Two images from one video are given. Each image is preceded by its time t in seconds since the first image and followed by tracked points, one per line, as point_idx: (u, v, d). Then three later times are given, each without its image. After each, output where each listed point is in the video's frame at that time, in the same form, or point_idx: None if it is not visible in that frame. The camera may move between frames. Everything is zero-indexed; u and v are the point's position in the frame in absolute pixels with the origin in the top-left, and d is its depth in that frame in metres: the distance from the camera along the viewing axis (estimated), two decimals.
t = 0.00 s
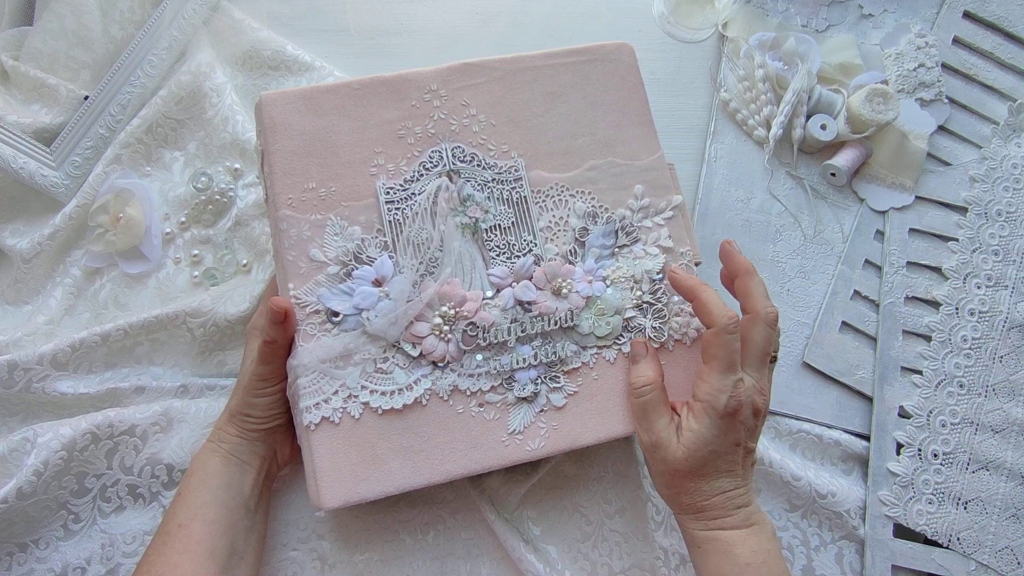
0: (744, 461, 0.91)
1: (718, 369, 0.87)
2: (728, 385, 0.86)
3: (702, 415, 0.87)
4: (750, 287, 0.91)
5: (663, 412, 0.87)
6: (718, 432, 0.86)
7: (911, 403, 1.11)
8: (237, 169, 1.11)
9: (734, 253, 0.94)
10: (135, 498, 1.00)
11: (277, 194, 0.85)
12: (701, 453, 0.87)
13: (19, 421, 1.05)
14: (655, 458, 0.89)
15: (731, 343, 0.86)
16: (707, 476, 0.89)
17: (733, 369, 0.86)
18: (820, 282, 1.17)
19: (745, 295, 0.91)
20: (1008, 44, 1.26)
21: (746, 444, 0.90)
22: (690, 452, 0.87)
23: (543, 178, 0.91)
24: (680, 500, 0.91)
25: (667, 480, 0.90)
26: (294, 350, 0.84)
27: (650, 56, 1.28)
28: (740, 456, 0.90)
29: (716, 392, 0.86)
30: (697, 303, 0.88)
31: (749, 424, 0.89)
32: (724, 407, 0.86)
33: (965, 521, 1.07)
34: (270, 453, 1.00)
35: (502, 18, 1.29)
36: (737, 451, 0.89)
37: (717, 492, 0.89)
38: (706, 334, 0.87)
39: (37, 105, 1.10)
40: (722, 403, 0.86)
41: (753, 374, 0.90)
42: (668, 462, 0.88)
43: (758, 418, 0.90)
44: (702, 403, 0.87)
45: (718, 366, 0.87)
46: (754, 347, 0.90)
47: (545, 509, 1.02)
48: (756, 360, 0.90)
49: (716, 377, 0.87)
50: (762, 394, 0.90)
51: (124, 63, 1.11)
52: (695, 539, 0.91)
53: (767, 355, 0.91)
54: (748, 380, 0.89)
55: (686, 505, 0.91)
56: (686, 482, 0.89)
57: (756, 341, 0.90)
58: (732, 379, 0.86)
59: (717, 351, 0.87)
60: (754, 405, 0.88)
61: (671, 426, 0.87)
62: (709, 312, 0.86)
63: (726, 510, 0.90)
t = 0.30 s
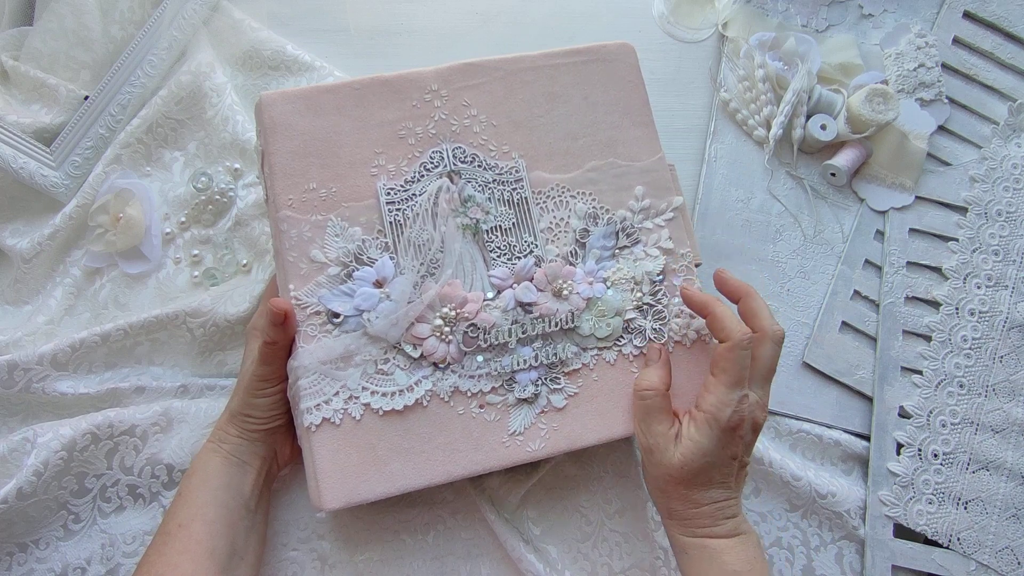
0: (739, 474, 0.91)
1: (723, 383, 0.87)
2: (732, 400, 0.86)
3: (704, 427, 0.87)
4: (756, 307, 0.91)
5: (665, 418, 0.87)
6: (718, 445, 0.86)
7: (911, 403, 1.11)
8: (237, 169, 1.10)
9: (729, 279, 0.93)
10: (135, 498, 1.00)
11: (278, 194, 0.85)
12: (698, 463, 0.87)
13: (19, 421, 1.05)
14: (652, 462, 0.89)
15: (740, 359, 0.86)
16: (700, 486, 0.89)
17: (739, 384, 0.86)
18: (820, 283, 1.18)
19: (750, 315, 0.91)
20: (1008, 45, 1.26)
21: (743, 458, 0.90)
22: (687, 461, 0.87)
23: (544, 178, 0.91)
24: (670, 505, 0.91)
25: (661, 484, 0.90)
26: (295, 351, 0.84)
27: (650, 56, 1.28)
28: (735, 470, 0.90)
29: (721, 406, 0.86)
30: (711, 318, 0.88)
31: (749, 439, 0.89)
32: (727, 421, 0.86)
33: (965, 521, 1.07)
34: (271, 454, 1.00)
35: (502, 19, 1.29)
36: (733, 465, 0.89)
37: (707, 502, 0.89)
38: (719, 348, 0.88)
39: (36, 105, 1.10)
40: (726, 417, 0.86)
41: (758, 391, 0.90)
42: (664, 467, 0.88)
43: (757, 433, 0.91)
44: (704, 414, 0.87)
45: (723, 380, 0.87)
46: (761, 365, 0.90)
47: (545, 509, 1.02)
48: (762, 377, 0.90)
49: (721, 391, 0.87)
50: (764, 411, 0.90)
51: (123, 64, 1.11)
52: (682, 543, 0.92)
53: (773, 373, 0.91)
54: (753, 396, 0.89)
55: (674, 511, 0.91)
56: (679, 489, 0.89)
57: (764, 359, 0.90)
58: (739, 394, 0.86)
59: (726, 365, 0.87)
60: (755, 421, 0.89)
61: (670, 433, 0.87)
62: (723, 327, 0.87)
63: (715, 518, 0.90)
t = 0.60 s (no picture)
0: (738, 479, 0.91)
1: (723, 386, 0.87)
2: (733, 404, 0.86)
3: (704, 430, 0.87)
4: (757, 313, 0.91)
5: (663, 419, 0.87)
6: (717, 448, 0.86)
7: (911, 403, 1.11)
8: (237, 169, 1.10)
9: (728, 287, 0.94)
10: (135, 499, 1.00)
11: (278, 194, 0.85)
12: (696, 466, 0.87)
13: (19, 422, 1.05)
14: (650, 463, 0.89)
15: (739, 363, 0.87)
16: (698, 489, 0.89)
17: (739, 388, 0.87)
18: (820, 283, 1.18)
19: (751, 320, 0.91)
20: (1008, 45, 1.26)
21: (742, 463, 0.90)
22: (686, 463, 0.87)
23: (544, 178, 0.91)
24: (666, 508, 0.91)
25: (660, 485, 0.90)
26: (295, 352, 0.84)
27: (650, 56, 1.28)
28: (734, 474, 0.90)
29: (722, 410, 0.86)
30: (711, 324, 0.89)
31: (748, 444, 0.89)
32: (728, 425, 0.86)
33: (965, 521, 1.07)
34: (272, 455, 1.00)
35: (502, 19, 1.29)
36: (732, 469, 0.89)
37: (705, 505, 0.89)
38: (721, 352, 0.88)
39: (36, 105, 1.10)
40: (727, 421, 0.86)
41: (759, 396, 0.91)
42: (662, 467, 0.88)
43: (757, 437, 0.91)
44: (704, 417, 0.87)
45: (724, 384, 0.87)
46: (762, 370, 0.90)
47: (545, 509, 1.02)
48: (762, 382, 0.91)
49: (722, 395, 0.87)
50: (763, 416, 0.90)
51: (123, 64, 1.11)
52: (679, 546, 0.91)
53: (773, 378, 0.91)
54: (754, 402, 0.89)
55: (671, 514, 0.91)
56: (677, 491, 0.89)
57: (765, 364, 0.90)
58: (739, 398, 0.86)
59: (727, 368, 0.87)
60: (756, 427, 0.89)
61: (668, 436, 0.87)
62: (723, 332, 0.87)
63: (712, 522, 0.90)
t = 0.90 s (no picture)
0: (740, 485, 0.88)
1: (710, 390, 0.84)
2: (720, 407, 0.83)
3: (693, 434, 0.85)
4: (755, 307, 0.88)
5: (656, 419, 0.87)
6: (707, 453, 0.84)
7: (911, 403, 1.11)
8: (237, 169, 1.10)
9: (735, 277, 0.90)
10: (135, 499, 1.00)
11: (278, 195, 0.85)
12: (686, 470, 0.85)
13: (18, 422, 1.05)
14: (646, 466, 0.89)
15: (723, 364, 0.84)
16: (695, 494, 0.87)
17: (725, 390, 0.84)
18: (820, 283, 1.18)
19: (750, 315, 0.88)
20: (1008, 45, 1.26)
21: (742, 467, 0.87)
22: (676, 467, 0.85)
23: (543, 178, 0.91)
24: (665, 513, 0.90)
25: (657, 490, 0.89)
26: (295, 351, 0.84)
27: (650, 56, 1.28)
28: (733, 479, 0.87)
29: (709, 413, 0.84)
30: (689, 323, 0.87)
31: (746, 447, 0.86)
32: (716, 428, 0.83)
33: (965, 522, 1.07)
34: (271, 455, 1.00)
35: (502, 19, 1.29)
36: (729, 474, 0.86)
37: (703, 512, 0.87)
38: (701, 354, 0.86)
39: (36, 105, 1.10)
40: (714, 424, 0.83)
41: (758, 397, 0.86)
42: (656, 471, 0.88)
43: (759, 441, 0.87)
44: (694, 420, 0.85)
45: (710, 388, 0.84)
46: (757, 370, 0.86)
47: (545, 509, 1.02)
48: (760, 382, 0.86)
49: (709, 398, 0.84)
50: (763, 419, 0.86)
51: (123, 64, 1.11)
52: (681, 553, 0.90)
53: (772, 377, 0.86)
54: (748, 403, 0.85)
55: (671, 520, 0.90)
56: (674, 495, 0.88)
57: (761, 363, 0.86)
58: (727, 400, 0.84)
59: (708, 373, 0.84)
60: (753, 430, 0.85)
61: (660, 436, 0.87)
62: (699, 335, 0.85)
63: (710, 530, 0.87)
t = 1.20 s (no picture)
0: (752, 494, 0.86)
1: (715, 393, 0.83)
2: (726, 413, 0.82)
3: (702, 442, 0.83)
4: (763, 303, 0.87)
5: (663, 426, 0.85)
6: (718, 461, 0.82)
7: (911, 403, 1.11)
8: (237, 169, 1.10)
9: (745, 266, 0.89)
10: (135, 499, 1.00)
11: (277, 193, 0.85)
12: (697, 480, 0.83)
13: (18, 422, 1.05)
14: (653, 477, 0.87)
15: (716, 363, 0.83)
16: (707, 504, 0.85)
17: (731, 393, 0.83)
18: (819, 282, 1.18)
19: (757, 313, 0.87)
20: (1008, 44, 1.26)
21: (757, 474, 0.85)
22: (687, 477, 0.83)
23: (542, 176, 0.91)
24: (678, 526, 0.87)
25: (665, 501, 0.87)
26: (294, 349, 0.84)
27: (650, 56, 1.28)
28: (748, 487, 0.85)
29: (718, 419, 0.82)
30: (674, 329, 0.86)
31: (761, 453, 0.84)
32: (727, 435, 0.81)
33: (965, 522, 1.07)
34: (271, 454, 1.00)
35: (502, 18, 1.29)
36: (743, 481, 0.84)
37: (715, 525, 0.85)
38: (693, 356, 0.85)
39: (36, 105, 1.10)
40: (724, 431, 0.81)
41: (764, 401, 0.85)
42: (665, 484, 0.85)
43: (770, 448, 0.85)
44: (702, 430, 0.83)
45: (716, 392, 0.83)
46: (766, 369, 0.85)
47: (545, 509, 1.02)
48: (771, 383, 0.86)
49: (716, 403, 0.82)
50: (776, 421, 0.85)
51: (123, 64, 1.11)
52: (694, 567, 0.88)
53: (784, 377, 0.86)
54: (759, 406, 0.84)
55: (683, 532, 0.87)
56: (685, 507, 0.85)
57: (767, 363, 0.85)
58: (734, 408, 0.82)
59: (704, 375, 0.83)
60: (766, 435, 0.83)
61: (667, 443, 0.85)
62: (683, 335, 0.84)
63: (723, 543, 0.86)
